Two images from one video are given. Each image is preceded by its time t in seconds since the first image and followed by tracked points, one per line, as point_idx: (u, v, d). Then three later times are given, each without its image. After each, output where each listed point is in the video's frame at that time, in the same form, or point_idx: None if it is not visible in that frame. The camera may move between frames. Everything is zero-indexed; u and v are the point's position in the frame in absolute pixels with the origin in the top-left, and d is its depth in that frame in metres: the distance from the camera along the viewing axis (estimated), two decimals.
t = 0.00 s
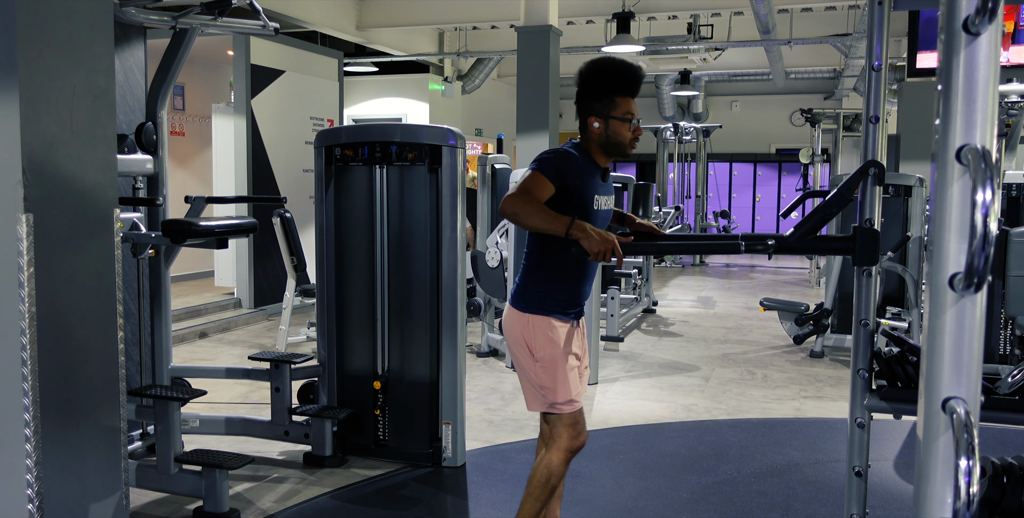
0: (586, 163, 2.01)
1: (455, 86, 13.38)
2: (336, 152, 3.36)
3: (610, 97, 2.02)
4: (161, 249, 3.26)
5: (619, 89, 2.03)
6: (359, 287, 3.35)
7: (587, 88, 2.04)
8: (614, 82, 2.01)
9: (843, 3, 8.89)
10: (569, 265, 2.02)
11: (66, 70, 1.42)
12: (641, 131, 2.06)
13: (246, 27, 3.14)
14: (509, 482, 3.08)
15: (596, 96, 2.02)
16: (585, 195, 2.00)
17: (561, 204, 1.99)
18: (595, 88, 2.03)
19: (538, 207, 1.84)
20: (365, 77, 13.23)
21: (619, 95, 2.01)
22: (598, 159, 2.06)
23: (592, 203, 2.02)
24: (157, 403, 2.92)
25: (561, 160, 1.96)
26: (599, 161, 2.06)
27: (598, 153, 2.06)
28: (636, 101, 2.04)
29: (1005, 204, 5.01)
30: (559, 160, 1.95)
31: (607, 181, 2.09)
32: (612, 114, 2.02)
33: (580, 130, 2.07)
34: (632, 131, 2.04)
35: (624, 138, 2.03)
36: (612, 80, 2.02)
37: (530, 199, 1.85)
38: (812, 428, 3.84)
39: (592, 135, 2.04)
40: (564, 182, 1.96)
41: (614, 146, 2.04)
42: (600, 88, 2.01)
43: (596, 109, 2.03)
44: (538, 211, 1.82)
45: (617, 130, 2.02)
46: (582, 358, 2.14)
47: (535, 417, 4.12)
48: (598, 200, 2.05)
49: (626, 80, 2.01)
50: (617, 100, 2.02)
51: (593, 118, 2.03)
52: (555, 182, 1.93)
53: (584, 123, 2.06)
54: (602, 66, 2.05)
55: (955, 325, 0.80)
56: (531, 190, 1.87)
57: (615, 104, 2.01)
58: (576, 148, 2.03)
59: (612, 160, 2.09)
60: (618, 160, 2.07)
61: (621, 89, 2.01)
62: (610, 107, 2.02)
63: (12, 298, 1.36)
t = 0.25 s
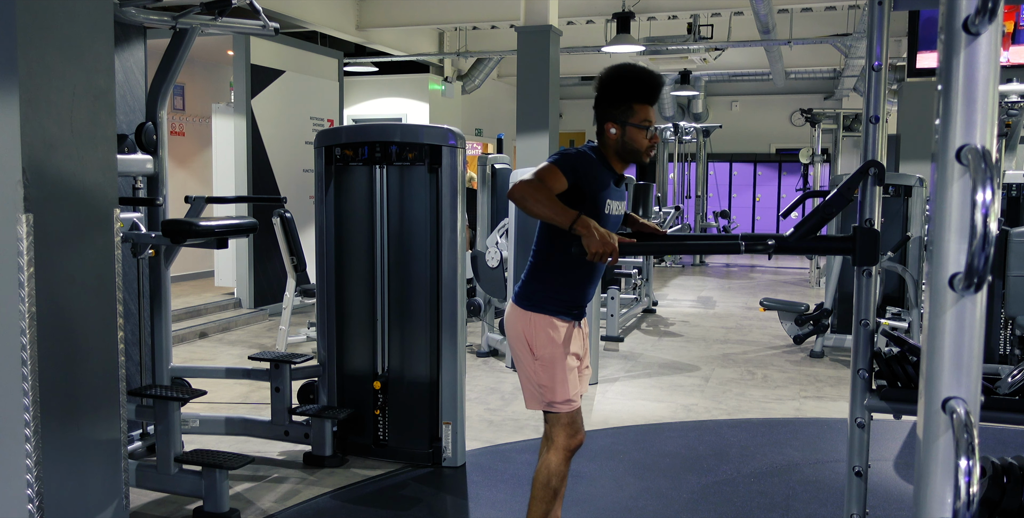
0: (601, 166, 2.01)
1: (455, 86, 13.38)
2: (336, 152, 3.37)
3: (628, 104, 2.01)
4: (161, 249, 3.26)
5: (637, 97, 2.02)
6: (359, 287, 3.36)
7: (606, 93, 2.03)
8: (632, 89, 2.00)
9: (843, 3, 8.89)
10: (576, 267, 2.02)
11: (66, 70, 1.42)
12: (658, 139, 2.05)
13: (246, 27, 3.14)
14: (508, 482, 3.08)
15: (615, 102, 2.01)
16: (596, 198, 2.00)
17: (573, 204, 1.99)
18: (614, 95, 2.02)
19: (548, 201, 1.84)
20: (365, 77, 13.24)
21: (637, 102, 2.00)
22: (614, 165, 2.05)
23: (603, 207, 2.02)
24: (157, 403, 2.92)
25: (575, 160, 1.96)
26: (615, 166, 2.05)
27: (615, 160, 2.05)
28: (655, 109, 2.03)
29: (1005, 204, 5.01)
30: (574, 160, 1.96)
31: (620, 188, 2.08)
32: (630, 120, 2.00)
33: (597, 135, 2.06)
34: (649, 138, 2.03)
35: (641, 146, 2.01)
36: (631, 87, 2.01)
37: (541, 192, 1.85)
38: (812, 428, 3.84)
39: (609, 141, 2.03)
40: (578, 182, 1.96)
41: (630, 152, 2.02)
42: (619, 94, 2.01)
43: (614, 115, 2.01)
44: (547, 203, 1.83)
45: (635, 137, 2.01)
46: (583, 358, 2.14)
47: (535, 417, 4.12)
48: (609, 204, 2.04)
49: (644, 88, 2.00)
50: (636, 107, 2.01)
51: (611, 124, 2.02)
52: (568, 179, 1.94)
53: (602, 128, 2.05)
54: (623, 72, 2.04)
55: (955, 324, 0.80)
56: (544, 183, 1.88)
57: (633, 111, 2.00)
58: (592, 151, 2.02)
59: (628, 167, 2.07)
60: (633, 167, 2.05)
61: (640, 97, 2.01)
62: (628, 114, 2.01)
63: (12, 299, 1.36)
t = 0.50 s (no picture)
0: (601, 199, 1.95)
1: (455, 86, 13.38)
2: (336, 152, 3.36)
3: (637, 138, 1.92)
4: (161, 249, 3.26)
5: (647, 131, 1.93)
6: (359, 287, 3.35)
7: (615, 128, 1.94)
8: (642, 124, 1.92)
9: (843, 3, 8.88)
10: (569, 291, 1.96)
11: (67, 70, 1.43)
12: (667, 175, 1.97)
13: (246, 27, 3.14)
14: (508, 482, 3.08)
15: (623, 137, 1.92)
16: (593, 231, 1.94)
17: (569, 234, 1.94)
18: (621, 128, 1.93)
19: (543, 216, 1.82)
20: (365, 77, 13.24)
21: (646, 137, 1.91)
22: (617, 197, 1.99)
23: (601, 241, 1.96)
24: (157, 403, 2.92)
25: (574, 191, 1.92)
26: (618, 200, 1.99)
27: (619, 193, 1.98)
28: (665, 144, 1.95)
29: (1005, 204, 5.01)
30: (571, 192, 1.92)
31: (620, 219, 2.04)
32: (638, 156, 1.92)
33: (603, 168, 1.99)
34: (656, 176, 1.95)
35: (648, 182, 1.93)
36: (641, 121, 1.93)
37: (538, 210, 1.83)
38: (812, 428, 3.84)
39: (616, 175, 1.95)
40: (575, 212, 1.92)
41: (635, 188, 1.95)
42: (629, 129, 1.91)
43: (622, 150, 1.93)
44: (541, 212, 1.81)
45: (642, 173, 1.93)
46: (586, 365, 2.07)
47: (535, 417, 4.12)
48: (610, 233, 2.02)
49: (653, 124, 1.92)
50: (644, 143, 1.92)
51: (619, 160, 1.94)
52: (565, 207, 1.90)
53: (608, 162, 1.96)
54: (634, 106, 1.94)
55: (955, 324, 0.80)
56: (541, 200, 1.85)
57: (642, 148, 1.91)
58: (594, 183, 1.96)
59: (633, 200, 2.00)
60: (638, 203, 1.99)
61: (649, 132, 1.92)
62: (635, 150, 1.92)
63: (13, 299, 1.37)
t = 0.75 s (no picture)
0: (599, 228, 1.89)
1: (455, 86, 13.38)
2: (336, 152, 3.36)
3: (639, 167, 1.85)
4: (161, 249, 3.26)
5: (650, 160, 1.88)
6: (359, 287, 3.35)
7: (615, 157, 1.87)
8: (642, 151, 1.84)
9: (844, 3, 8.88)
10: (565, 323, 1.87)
11: (68, 70, 1.43)
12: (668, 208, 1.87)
13: (246, 27, 3.14)
14: (508, 482, 3.08)
15: (623, 165, 1.86)
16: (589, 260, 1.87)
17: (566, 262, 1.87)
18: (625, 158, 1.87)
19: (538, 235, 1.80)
20: (365, 77, 13.24)
21: (648, 167, 1.83)
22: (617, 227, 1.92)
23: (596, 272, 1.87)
24: (157, 403, 2.92)
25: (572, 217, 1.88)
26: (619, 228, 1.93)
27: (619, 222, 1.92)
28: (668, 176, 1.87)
29: (1005, 204, 5.01)
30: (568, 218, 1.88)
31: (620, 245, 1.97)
32: (638, 185, 1.85)
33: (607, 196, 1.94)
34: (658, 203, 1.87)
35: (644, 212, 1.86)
36: (644, 151, 1.86)
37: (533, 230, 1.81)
38: (812, 428, 3.84)
39: (617, 204, 1.90)
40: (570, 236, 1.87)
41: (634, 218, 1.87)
42: (628, 157, 1.85)
43: (623, 179, 1.87)
44: (539, 228, 1.79)
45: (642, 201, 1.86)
46: (611, 393, 1.93)
47: (535, 417, 4.11)
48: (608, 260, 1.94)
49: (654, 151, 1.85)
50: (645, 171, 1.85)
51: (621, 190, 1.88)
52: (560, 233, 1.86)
53: (610, 191, 1.90)
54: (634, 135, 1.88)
55: (955, 324, 0.80)
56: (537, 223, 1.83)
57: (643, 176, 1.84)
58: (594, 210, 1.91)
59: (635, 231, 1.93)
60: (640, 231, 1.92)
61: (652, 160, 1.85)
62: (636, 177, 1.86)
63: (12, 299, 1.37)
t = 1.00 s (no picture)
0: (635, 115, 2.08)
1: (455, 86, 13.38)
2: (336, 152, 3.36)
3: (675, 50, 2.01)
4: (161, 249, 3.26)
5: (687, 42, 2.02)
6: (359, 287, 3.35)
7: (653, 40, 2.03)
8: (677, 37, 2.00)
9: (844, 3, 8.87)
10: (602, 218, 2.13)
11: (67, 71, 1.43)
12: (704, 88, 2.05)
13: (246, 27, 3.14)
14: (508, 482, 3.08)
15: (659, 48, 2.02)
16: (626, 151, 2.10)
17: (603, 155, 2.11)
18: (660, 39, 2.02)
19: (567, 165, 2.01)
20: (365, 77, 13.24)
21: (682, 49, 1.99)
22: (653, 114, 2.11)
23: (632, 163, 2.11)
24: (157, 403, 2.92)
25: (608, 114, 2.06)
26: (655, 112, 2.10)
27: (654, 106, 2.09)
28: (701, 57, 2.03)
29: (1005, 204, 5.00)
30: (604, 115, 2.06)
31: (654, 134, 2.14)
32: (674, 67, 2.01)
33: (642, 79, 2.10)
34: (694, 86, 2.04)
35: (681, 96, 2.03)
36: (680, 33, 2.01)
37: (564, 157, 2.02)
38: (812, 429, 3.84)
39: (652, 87, 2.06)
40: (606, 132, 2.06)
41: (671, 102, 2.05)
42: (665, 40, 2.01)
43: (659, 61, 2.03)
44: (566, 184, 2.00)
45: (678, 84, 2.03)
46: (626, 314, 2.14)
47: (535, 417, 4.11)
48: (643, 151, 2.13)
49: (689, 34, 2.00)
50: (681, 53, 2.01)
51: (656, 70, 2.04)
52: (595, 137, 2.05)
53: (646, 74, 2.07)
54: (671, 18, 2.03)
55: (955, 325, 0.80)
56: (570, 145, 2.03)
57: (679, 57, 2.00)
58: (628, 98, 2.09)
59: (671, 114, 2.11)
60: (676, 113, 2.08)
61: (687, 42, 2.00)
62: (672, 60, 2.01)
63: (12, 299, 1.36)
